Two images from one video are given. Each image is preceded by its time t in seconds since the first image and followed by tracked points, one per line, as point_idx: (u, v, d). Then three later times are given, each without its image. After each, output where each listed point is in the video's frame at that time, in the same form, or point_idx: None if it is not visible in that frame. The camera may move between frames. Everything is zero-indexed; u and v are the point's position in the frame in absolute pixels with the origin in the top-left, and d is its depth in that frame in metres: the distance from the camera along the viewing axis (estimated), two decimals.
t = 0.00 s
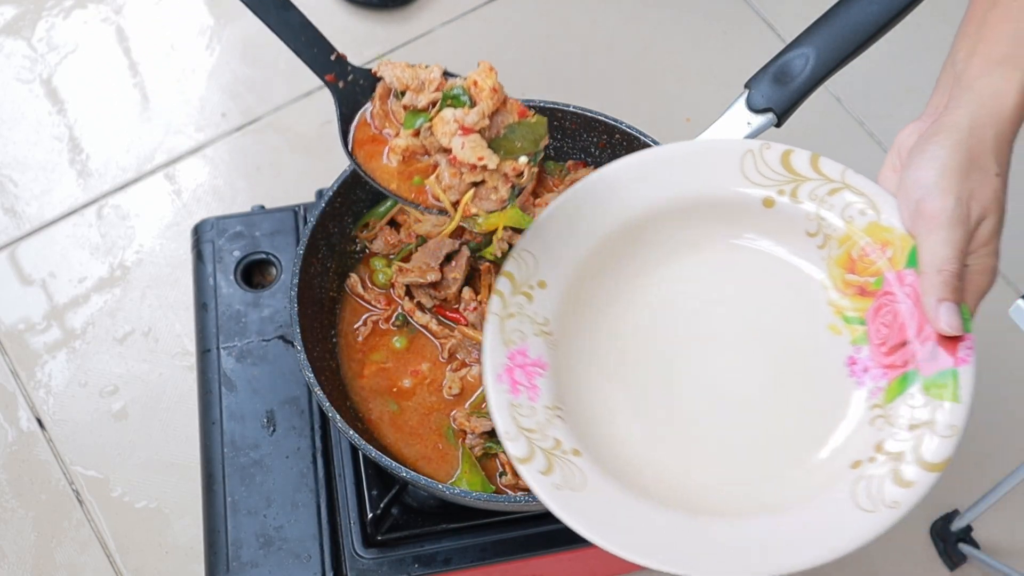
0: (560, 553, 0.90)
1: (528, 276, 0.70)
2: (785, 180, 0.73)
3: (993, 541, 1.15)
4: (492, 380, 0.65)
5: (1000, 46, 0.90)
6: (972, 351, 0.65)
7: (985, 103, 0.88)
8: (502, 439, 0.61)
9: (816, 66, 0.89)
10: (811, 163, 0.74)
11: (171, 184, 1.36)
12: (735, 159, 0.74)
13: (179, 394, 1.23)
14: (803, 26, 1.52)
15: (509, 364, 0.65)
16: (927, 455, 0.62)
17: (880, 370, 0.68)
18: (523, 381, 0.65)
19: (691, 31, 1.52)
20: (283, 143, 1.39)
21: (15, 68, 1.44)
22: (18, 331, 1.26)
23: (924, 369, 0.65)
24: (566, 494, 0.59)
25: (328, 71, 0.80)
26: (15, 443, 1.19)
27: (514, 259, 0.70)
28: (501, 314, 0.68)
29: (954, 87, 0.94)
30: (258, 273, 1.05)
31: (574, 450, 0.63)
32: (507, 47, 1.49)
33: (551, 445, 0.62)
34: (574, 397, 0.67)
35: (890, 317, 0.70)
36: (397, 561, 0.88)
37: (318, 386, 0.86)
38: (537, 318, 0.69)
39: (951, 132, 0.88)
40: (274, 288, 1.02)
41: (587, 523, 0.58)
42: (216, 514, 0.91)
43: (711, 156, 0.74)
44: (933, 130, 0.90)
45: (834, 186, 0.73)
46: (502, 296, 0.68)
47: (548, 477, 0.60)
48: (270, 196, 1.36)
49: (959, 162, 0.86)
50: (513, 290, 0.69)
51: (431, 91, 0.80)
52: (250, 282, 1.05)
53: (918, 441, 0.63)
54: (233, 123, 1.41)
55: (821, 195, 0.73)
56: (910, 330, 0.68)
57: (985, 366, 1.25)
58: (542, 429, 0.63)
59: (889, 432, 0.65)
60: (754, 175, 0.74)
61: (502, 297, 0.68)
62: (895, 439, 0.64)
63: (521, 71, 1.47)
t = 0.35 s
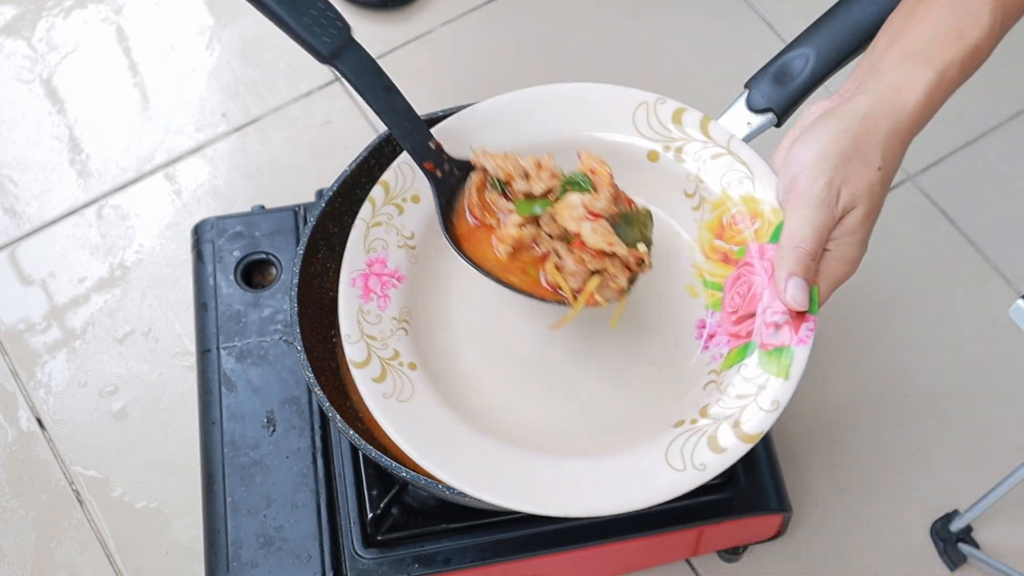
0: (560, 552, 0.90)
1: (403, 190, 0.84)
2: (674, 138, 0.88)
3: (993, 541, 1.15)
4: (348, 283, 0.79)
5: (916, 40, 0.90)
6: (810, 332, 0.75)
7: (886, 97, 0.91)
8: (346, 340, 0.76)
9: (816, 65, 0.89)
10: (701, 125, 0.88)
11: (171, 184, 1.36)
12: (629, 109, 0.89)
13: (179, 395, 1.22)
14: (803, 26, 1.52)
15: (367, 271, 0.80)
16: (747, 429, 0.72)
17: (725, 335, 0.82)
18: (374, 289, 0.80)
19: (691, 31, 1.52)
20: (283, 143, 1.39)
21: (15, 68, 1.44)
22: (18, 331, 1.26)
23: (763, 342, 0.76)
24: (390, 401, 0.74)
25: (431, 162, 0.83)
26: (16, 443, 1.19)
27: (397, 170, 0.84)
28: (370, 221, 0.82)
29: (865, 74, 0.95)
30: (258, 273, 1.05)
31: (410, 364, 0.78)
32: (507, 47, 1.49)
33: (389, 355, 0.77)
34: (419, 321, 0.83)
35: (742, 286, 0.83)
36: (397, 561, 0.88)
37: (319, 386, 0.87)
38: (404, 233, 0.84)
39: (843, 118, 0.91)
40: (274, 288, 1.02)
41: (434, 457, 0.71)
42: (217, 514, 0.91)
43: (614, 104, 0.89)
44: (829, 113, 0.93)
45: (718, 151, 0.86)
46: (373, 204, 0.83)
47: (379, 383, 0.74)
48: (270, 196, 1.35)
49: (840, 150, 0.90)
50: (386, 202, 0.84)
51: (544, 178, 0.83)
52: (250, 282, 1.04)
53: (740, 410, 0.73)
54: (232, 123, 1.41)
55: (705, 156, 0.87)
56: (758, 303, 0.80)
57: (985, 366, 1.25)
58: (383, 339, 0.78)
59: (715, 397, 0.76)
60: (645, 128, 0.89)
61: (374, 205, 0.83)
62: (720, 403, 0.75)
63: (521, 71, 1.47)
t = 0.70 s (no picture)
0: (560, 552, 0.90)
1: (423, 186, 0.84)
2: (694, 145, 0.87)
3: (993, 541, 1.15)
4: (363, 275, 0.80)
5: (936, 53, 0.91)
6: (829, 344, 0.75)
7: (908, 109, 0.91)
8: (360, 332, 0.76)
9: (815, 65, 0.89)
10: (723, 135, 0.87)
11: (171, 184, 1.36)
12: (650, 115, 0.88)
13: (179, 395, 1.22)
14: (803, 25, 1.52)
15: (383, 265, 0.80)
16: (762, 436, 0.72)
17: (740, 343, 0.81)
18: (390, 283, 0.80)
19: (691, 31, 1.52)
20: (283, 143, 1.39)
21: (15, 69, 1.44)
22: (18, 331, 1.26)
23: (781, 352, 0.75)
24: (402, 396, 0.73)
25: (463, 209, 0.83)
26: (15, 443, 1.19)
27: (416, 167, 0.84)
28: (388, 216, 0.82)
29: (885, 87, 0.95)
30: (258, 273, 1.05)
31: (423, 360, 0.77)
32: (507, 47, 1.49)
33: (402, 350, 0.77)
34: (432, 320, 0.83)
35: (758, 295, 0.82)
36: (397, 561, 0.88)
37: (318, 386, 0.86)
38: (422, 229, 0.84)
39: (865, 129, 0.90)
40: (274, 288, 1.02)
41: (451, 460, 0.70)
42: (216, 514, 0.91)
43: (631, 111, 0.88)
44: (850, 125, 0.92)
45: (739, 161, 0.86)
46: (392, 198, 0.83)
47: (393, 379, 0.74)
48: (270, 196, 1.35)
49: (862, 160, 0.89)
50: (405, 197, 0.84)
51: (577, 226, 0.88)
52: (250, 282, 1.04)
53: (755, 419, 0.73)
54: (232, 123, 1.41)
55: (726, 165, 0.86)
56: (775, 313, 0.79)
57: (986, 366, 1.25)
58: (397, 333, 0.78)
59: (731, 406, 0.76)
60: (666, 134, 0.88)
61: (393, 200, 0.83)
62: (736, 411, 0.75)
63: (521, 72, 1.47)
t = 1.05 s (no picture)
0: (560, 552, 0.90)
1: (437, 193, 0.85)
2: (706, 156, 0.88)
3: (993, 541, 1.15)
4: (378, 278, 0.80)
5: (945, 64, 0.91)
6: (842, 349, 0.75)
7: (920, 120, 0.91)
8: (375, 335, 0.76)
9: (815, 65, 0.89)
10: (735, 146, 0.88)
11: (171, 184, 1.36)
12: (663, 124, 0.89)
13: (179, 395, 1.22)
14: (803, 25, 1.52)
15: (398, 268, 0.80)
16: (777, 439, 0.72)
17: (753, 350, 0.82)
18: (405, 287, 0.80)
19: (691, 30, 1.52)
20: (283, 143, 1.39)
21: (15, 68, 1.43)
22: (18, 331, 1.26)
23: (794, 358, 0.76)
24: (417, 397, 0.73)
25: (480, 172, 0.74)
26: (15, 443, 1.19)
27: (430, 175, 0.84)
28: (402, 222, 0.83)
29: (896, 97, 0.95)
30: (258, 273, 1.05)
31: (438, 364, 0.77)
32: (507, 47, 1.49)
33: (417, 353, 0.77)
34: (445, 325, 0.83)
35: (770, 303, 0.83)
36: (397, 561, 0.88)
37: (318, 386, 0.86)
38: (436, 236, 0.84)
39: (877, 139, 0.91)
40: (274, 288, 1.02)
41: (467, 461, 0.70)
42: (216, 514, 0.91)
43: (639, 122, 0.89)
44: (862, 135, 0.93)
45: (751, 171, 0.87)
46: (407, 204, 0.83)
47: (407, 380, 0.74)
48: (270, 196, 1.35)
49: (874, 169, 0.89)
50: (419, 203, 0.84)
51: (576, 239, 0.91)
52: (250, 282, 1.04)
53: (770, 422, 0.74)
54: (232, 123, 1.41)
55: (738, 176, 0.87)
56: (788, 321, 0.80)
57: (986, 366, 1.25)
58: (412, 337, 0.78)
59: (745, 411, 0.76)
60: (678, 144, 0.89)
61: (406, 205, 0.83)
62: (750, 415, 0.75)
63: (521, 72, 1.47)
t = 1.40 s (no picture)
0: (560, 552, 0.90)
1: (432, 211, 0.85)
2: (700, 166, 0.88)
3: (993, 541, 1.15)
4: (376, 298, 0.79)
5: (940, 71, 0.92)
6: (841, 359, 0.75)
7: (914, 128, 0.92)
8: (375, 357, 0.75)
9: (815, 66, 0.89)
10: (729, 155, 0.88)
11: (171, 184, 1.36)
12: (658, 136, 0.89)
13: (179, 395, 1.22)
14: (803, 25, 1.52)
15: (395, 288, 0.80)
16: (779, 453, 0.72)
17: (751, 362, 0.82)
18: (403, 306, 0.80)
19: (691, 31, 1.52)
20: (283, 143, 1.39)
21: (15, 68, 1.43)
22: (18, 331, 1.26)
23: (794, 369, 0.76)
24: (424, 419, 0.72)
25: (422, 180, 0.78)
26: (15, 443, 1.19)
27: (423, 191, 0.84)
28: (398, 240, 0.82)
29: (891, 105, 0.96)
30: (258, 273, 1.05)
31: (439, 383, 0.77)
32: (506, 47, 1.49)
33: (419, 373, 0.76)
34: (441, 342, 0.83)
35: (767, 312, 0.83)
36: (397, 561, 0.88)
37: (318, 386, 0.86)
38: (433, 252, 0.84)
39: (872, 148, 0.91)
40: (274, 288, 1.02)
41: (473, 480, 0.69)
42: (216, 514, 0.91)
43: (636, 132, 0.89)
44: (858, 143, 0.93)
45: (746, 180, 0.86)
46: (402, 222, 0.83)
47: (408, 402, 0.73)
48: (270, 196, 1.35)
49: (870, 178, 0.89)
50: (415, 220, 0.83)
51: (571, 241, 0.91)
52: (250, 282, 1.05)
53: (772, 435, 0.74)
54: (232, 123, 1.41)
55: (733, 185, 0.87)
56: (786, 332, 0.80)
57: (985, 366, 1.25)
58: (412, 356, 0.77)
59: (745, 424, 0.76)
60: (673, 156, 0.89)
61: (403, 223, 0.83)
62: (751, 428, 0.76)
63: (521, 72, 1.47)
